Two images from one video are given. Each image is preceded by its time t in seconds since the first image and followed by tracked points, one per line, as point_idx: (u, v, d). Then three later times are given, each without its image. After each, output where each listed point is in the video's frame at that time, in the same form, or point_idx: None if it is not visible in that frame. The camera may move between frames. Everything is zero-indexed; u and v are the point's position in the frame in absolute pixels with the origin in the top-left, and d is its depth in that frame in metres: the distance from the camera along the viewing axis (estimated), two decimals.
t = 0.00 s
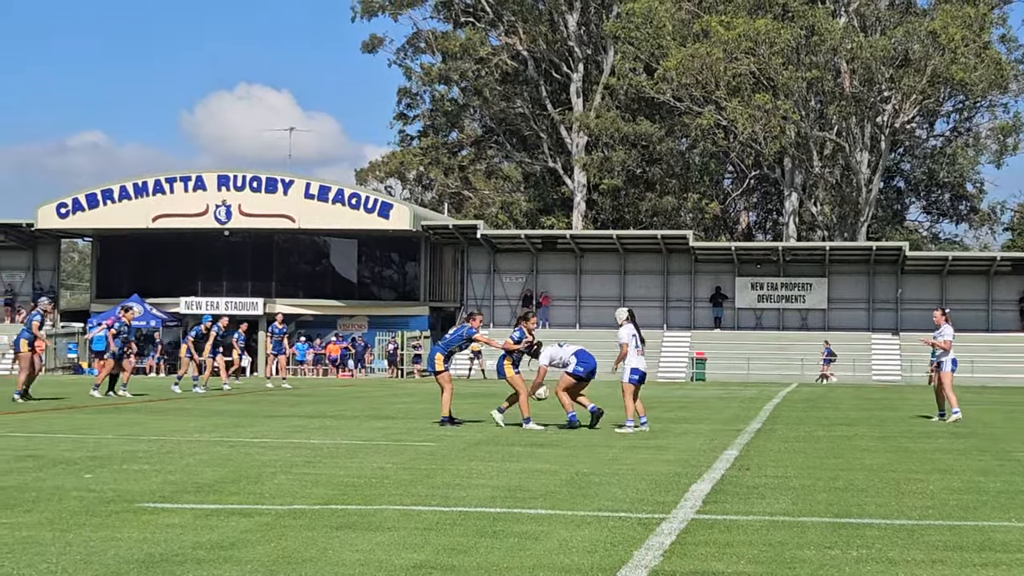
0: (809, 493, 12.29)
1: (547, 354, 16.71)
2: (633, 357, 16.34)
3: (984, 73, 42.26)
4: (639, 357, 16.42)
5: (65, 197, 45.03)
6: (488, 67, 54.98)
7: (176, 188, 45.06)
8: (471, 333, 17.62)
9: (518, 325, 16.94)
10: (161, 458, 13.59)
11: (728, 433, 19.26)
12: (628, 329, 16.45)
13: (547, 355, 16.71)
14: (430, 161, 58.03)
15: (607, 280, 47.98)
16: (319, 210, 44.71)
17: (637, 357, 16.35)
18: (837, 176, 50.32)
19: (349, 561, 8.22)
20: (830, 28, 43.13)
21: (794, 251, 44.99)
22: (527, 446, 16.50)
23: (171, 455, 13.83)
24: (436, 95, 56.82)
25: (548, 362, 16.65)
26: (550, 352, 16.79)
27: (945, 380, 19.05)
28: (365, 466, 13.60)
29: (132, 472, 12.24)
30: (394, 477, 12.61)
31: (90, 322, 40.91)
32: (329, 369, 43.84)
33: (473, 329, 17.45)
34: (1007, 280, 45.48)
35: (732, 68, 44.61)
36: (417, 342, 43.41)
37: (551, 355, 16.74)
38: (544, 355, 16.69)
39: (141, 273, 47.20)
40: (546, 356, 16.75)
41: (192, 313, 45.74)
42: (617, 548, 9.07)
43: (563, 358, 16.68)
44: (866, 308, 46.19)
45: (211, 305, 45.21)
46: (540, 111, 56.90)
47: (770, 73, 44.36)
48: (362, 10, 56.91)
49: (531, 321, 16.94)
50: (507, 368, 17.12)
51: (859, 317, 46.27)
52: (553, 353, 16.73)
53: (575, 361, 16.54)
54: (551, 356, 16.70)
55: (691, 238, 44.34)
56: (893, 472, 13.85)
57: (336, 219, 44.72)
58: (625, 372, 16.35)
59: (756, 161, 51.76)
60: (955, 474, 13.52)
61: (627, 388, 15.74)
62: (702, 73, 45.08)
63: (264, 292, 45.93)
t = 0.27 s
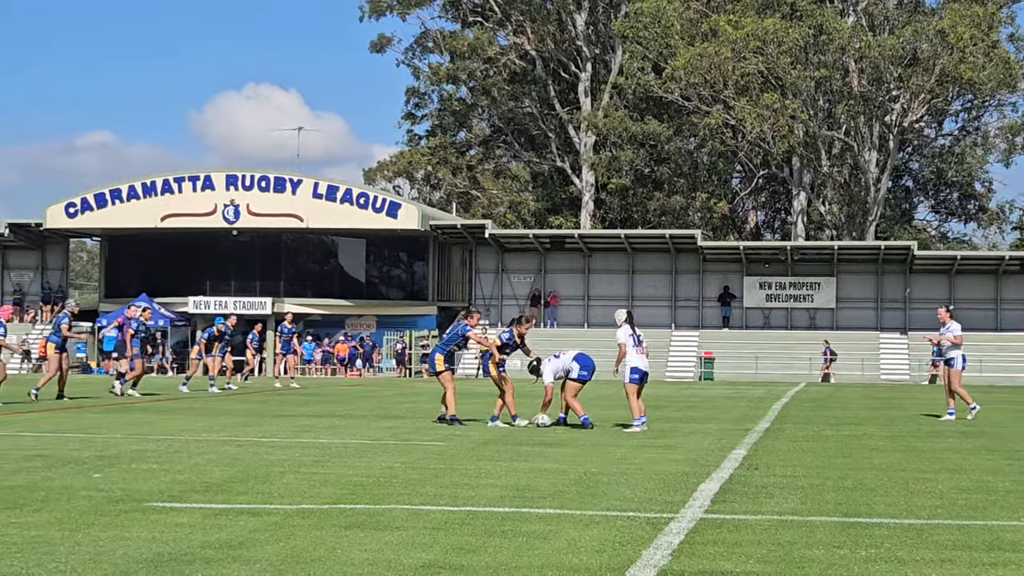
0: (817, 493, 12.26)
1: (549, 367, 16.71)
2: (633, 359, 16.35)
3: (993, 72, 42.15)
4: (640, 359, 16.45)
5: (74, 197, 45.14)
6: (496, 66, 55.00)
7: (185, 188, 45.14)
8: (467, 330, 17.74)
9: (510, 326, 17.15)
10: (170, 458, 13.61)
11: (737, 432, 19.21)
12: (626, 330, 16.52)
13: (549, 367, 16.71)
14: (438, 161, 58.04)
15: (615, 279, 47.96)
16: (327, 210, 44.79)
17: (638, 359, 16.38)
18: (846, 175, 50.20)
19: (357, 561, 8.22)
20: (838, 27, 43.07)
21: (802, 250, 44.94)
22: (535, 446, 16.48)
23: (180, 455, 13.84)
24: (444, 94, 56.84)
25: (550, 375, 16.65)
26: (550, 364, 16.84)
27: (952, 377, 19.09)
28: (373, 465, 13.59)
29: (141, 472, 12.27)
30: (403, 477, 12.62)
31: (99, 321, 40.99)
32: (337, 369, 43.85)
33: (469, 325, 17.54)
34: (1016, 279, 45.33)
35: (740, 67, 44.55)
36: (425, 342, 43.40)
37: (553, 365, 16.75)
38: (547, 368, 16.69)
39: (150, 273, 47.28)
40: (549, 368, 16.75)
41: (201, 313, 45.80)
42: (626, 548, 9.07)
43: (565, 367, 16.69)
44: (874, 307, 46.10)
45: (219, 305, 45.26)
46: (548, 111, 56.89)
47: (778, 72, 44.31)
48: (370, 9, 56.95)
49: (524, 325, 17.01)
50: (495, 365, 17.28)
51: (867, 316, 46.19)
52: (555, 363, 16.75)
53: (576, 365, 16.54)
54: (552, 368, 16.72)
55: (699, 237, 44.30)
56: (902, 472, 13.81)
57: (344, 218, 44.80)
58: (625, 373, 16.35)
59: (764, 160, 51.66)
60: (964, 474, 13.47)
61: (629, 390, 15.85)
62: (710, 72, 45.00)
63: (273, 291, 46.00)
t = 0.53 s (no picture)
0: (829, 493, 12.24)
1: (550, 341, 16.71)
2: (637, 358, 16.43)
3: (1004, 72, 42.03)
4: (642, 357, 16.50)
5: (85, 198, 45.27)
6: (507, 66, 55.04)
7: (196, 188, 45.24)
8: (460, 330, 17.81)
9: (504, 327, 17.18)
10: (181, 458, 13.64)
11: (748, 432, 19.20)
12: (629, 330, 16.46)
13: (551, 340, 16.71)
14: (448, 161, 58.03)
15: (626, 279, 47.95)
16: (338, 210, 44.86)
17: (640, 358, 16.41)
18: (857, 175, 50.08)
19: (368, 561, 8.25)
20: (849, 27, 42.99)
21: (813, 250, 44.89)
22: (546, 446, 16.49)
23: (191, 455, 13.88)
24: (455, 94, 56.86)
25: (550, 348, 16.56)
26: (551, 338, 16.82)
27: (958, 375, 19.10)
28: (383, 465, 13.62)
29: (152, 472, 12.31)
30: (413, 478, 12.63)
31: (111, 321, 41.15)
32: (348, 369, 43.85)
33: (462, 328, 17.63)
34: None
35: (751, 67, 44.47)
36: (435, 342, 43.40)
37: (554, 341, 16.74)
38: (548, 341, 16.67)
39: (161, 273, 47.40)
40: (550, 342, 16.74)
41: (212, 313, 45.90)
42: (637, 548, 9.07)
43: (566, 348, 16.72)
44: (885, 307, 46.00)
45: (230, 305, 45.36)
46: (559, 111, 56.92)
47: (789, 71, 44.24)
48: (381, 9, 57.01)
49: (518, 324, 17.05)
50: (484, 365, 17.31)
51: (878, 316, 46.10)
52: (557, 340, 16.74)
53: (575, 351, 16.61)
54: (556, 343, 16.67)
55: (710, 237, 44.25)
56: (913, 472, 13.78)
57: (354, 218, 44.87)
58: (626, 372, 16.43)
59: (775, 160, 51.56)
60: (976, 474, 13.44)
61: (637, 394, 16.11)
62: (720, 71, 44.92)
63: (284, 291, 46.08)
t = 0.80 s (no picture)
0: (842, 493, 12.26)
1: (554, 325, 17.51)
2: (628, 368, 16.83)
3: (1018, 72, 41.89)
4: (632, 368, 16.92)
5: (100, 198, 45.46)
6: (520, 67, 55.06)
7: (209, 189, 45.39)
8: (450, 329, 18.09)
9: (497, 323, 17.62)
10: (194, 458, 13.73)
11: (761, 433, 19.22)
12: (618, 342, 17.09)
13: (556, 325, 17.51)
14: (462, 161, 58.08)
15: (639, 279, 47.93)
16: (351, 211, 44.98)
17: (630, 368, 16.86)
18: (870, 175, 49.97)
19: (381, 561, 8.29)
20: (862, 27, 42.90)
21: (827, 251, 44.82)
22: (559, 446, 16.54)
23: (205, 455, 13.97)
24: (468, 95, 56.91)
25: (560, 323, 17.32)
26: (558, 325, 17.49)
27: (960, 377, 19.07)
28: (397, 465, 13.68)
29: (166, 472, 12.39)
30: (427, 478, 12.69)
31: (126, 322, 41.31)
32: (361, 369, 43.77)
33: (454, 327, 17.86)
34: None
35: (764, 68, 44.38)
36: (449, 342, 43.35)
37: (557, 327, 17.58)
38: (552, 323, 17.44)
39: (175, 273, 47.58)
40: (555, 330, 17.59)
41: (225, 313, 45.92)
42: (650, 548, 9.10)
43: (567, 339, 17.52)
44: (899, 307, 45.90)
45: (244, 305, 45.48)
46: (572, 111, 56.97)
47: (802, 72, 44.17)
48: (394, 10, 57.09)
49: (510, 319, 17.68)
50: (478, 362, 17.74)
51: (892, 316, 45.99)
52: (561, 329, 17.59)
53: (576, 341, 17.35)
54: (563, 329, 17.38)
55: (723, 237, 44.19)
56: (926, 472, 13.79)
57: (368, 219, 44.98)
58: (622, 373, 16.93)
59: (788, 160, 51.46)
60: (989, 474, 13.43)
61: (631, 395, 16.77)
62: (734, 72, 44.85)
63: (297, 292, 46.18)
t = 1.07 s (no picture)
0: (857, 493, 12.26)
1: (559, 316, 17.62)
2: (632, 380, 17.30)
3: None
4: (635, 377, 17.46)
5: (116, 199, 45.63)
6: (536, 67, 55.02)
7: (225, 189, 45.53)
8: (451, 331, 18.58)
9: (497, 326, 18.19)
10: (210, 458, 13.80)
11: (777, 433, 19.22)
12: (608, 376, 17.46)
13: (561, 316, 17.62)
14: (477, 161, 58.14)
15: (654, 279, 47.87)
16: (367, 211, 45.07)
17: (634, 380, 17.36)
18: (886, 175, 49.80)
19: (396, 561, 8.32)
20: (878, 27, 42.76)
21: (842, 251, 44.65)
22: (574, 446, 16.57)
23: (221, 455, 14.03)
24: (483, 95, 56.94)
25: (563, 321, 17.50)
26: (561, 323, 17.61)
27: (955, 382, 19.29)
28: (412, 466, 13.73)
29: (181, 472, 12.45)
30: (442, 477, 12.73)
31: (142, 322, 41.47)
32: (376, 369, 44.02)
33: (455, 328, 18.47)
34: None
35: (780, 67, 44.28)
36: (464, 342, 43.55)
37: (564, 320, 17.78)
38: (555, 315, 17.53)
39: (191, 273, 47.73)
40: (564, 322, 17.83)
41: (241, 313, 46.09)
42: (665, 548, 9.11)
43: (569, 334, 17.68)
44: (914, 307, 45.76)
45: (259, 305, 45.61)
46: (587, 111, 56.98)
47: (818, 72, 44.07)
48: (410, 10, 57.18)
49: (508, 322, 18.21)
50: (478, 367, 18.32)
51: (908, 317, 45.85)
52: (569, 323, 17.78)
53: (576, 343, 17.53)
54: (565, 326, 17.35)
55: (739, 238, 44.06)
56: (942, 473, 13.77)
57: (383, 219, 45.06)
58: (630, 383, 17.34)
59: (804, 160, 51.31)
60: (1005, 475, 13.41)
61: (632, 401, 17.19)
62: (749, 72, 44.74)
63: (313, 292, 46.29)
